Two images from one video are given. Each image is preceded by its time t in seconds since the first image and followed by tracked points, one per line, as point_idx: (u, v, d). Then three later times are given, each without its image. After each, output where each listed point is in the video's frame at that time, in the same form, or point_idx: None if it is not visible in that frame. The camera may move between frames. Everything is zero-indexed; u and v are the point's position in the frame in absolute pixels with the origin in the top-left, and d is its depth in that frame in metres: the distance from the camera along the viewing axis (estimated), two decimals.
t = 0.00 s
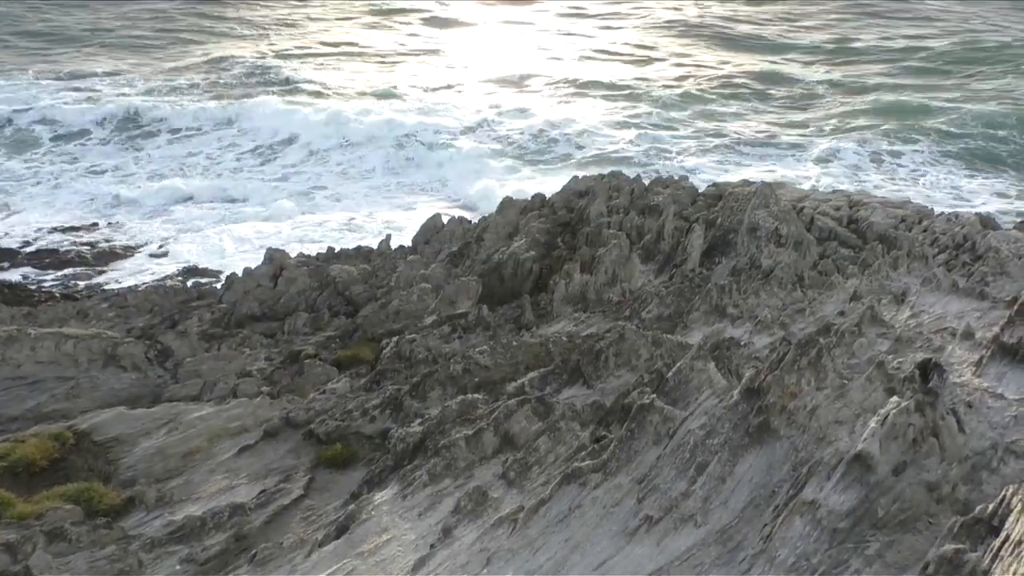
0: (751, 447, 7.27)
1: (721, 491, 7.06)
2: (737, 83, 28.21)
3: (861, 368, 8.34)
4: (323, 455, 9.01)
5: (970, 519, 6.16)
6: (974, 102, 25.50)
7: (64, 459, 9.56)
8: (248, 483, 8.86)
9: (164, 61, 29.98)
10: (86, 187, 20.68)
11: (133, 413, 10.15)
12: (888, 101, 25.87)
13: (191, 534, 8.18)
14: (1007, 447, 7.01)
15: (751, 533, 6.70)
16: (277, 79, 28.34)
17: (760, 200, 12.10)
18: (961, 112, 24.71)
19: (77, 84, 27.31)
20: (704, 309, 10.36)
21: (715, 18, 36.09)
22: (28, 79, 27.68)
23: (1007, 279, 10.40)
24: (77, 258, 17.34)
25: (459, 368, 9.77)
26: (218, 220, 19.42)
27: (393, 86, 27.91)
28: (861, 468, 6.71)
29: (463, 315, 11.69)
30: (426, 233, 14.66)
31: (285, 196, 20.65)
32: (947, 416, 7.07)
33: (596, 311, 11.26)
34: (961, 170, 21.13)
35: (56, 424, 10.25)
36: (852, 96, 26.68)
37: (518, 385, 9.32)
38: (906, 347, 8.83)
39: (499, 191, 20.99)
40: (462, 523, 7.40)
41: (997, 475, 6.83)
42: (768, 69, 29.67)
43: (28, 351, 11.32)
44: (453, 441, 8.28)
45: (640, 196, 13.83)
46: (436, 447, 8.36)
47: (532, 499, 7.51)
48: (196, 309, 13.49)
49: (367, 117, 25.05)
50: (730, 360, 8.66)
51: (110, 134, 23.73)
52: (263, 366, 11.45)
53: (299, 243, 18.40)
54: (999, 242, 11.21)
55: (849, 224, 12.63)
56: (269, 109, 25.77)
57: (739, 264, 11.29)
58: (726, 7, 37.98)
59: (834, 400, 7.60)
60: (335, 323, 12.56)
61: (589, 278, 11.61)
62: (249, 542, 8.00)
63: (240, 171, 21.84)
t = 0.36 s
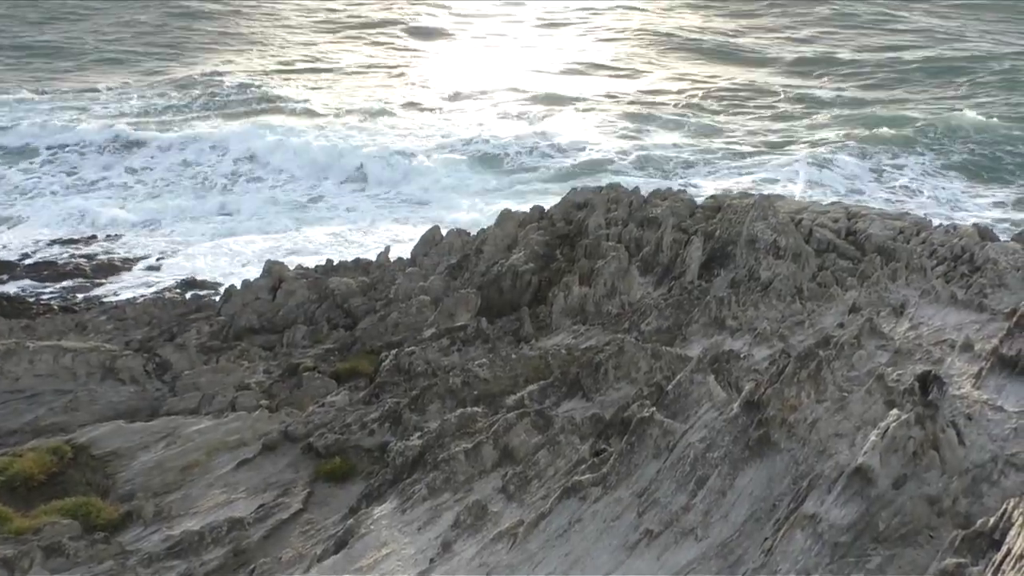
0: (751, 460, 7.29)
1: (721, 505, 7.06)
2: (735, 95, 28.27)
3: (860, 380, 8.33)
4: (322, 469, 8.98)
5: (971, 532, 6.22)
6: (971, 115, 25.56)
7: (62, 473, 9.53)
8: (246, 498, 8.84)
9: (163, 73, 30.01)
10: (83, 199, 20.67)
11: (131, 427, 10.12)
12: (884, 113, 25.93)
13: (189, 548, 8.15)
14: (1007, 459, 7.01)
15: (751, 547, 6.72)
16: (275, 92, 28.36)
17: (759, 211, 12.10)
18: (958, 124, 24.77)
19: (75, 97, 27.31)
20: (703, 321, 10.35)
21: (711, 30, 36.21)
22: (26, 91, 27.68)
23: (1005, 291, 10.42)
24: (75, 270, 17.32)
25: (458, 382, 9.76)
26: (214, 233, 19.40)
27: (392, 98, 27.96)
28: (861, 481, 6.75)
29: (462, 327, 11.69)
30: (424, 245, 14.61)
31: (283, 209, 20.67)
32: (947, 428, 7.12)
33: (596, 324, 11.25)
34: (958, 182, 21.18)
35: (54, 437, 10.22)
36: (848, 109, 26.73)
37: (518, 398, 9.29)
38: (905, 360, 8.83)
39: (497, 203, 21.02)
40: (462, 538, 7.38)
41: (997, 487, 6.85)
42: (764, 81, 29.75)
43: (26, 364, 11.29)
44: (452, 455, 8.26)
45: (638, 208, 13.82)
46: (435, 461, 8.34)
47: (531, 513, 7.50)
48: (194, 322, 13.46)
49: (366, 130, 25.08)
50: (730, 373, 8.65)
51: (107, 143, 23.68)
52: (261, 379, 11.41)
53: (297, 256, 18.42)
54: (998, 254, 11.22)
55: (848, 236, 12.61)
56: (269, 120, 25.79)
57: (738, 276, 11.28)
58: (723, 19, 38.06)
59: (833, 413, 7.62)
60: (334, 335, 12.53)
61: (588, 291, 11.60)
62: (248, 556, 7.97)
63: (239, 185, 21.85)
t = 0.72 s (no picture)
0: (751, 473, 7.28)
1: (720, 519, 7.07)
2: (734, 108, 28.31)
3: (859, 393, 8.32)
4: (321, 483, 8.97)
5: (971, 546, 6.26)
6: (970, 128, 25.59)
7: (59, 488, 9.49)
8: (244, 513, 8.80)
9: (163, 85, 30.08)
10: (80, 212, 20.67)
11: (129, 441, 10.09)
12: (884, 126, 26.00)
13: (186, 564, 8.10)
14: (1007, 472, 7.04)
15: (751, 562, 6.73)
16: (275, 105, 28.41)
17: (757, 224, 12.11)
18: (956, 137, 24.82)
19: (75, 110, 27.34)
20: (702, 334, 10.35)
21: (711, 43, 36.34)
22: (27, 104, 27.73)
23: (1004, 303, 10.43)
24: (74, 283, 17.34)
25: (457, 396, 9.74)
26: (212, 245, 19.40)
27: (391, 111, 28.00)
28: (861, 494, 6.77)
29: (461, 340, 11.68)
30: (423, 258, 14.57)
31: (282, 222, 20.70)
32: (947, 441, 7.10)
33: (594, 336, 11.23)
34: (957, 193, 21.23)
35: (51, 452, 10.18)
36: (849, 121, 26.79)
37: (517, 412, 9.27)
38: (904, 372, 8.82)
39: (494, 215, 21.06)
40: (460, 553, 7.36)
41: (997, 501, 6.84)
42: (763, 93, 29.81)
43: (24, 379, 11.30)
44: (451, 469, 8.24)
45: (636, 221, 13.79)
46: (433, 476, 8.32)
47: (530, 527, 7.48)
48: (193, 335, 13.46)
49: (364, 144, 25.11)
50: (730, 386, 8.63)
51: (105, 152, 23.68)
52: (259, 393, 11.37)
53: (296, 268, 18.43)
54: (997, 265, 11.22)
55: (846, 248, 12.57)
56: (267, 133, 25.83)
57: (736, 288, 11.26)
58: (721, 32, 38.15)
59: (832, 427, 7.64)
60: (333, 348, 12.50)
61: (586, 303, 11.61)
62: (245, 572, 7.93)
63: (237, 199, 21.88)
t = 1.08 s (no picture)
0: (749, 488, 7.38)
1: (719, 533, 7.14)
2: (733, 121, 28.35)
3: (857, 407, 8.34)
4: (318, 496, 8.95)
5: (970, 561, 6.29)
6: (968, 142, 25.63)
7: (56, 501, 9.46)
8: (242, 526, 8.77)
9: (163, 97, 30.11)
10: (79, 224, 20.66)
11: (127, 454, 10.08)
12: (881, 140, 26.10)
13: None
14: (1005, 486, 7.00)
15: None
16: (273, 117, 28.47)
17: (755, 237, 12.14)
18: (954, 151, 24.92)
19: (73, 122, 27.36)
20: (700, 347, 10.35)
21: (709, 56, 36.50)
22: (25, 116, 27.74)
23: (1002, 317, 10.45)
24: (72, 294, 17.34)
25: (456, 408, 9.74)
26: (211, 257, 19.40)
27: (389, 123, 28.01)
28: (859, 509, 6.85)
29: (459, 352, 11.69)
30: (422, 269, 14.52)
31: (282, 235, 20.73)
32: (946, 454, 7.22)
33: (592, 349, 11.23)
34: (957, 206, 21.30)
35: (48, 465, 10.16)
36: (847, 134, 26.89)
37: (515, 425, 9.28)
38: (903, 386, 8.82)
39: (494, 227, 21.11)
40: (458, 567, 7.36)
41: (996, 514, 6.83)
42: (761, 107, 29.90)
43: (21, 392, 11.27)
44: (449, 482, 8.23)
45: (635, 233, 13.78)
46: (432, 489, 8.30)
47: (529, 541, 7.49)
48: (191, 347, 13.46)
49: (363, 156, 25.11)
50: (727, 401, 8.64)
51: (105, 163, 23.68)
52: (257, 405, 11.36)
53: (294, 280, 18.44)
54: (994, 279, 11.25)
55: (844, 261, 12.58)
56: (266, 145, 25.84)
57: (735, 301, 11.27)
58: (720, 45, 38.24)
59: (830, 441, 7.69)
60: (331, 360, 12.48)
61: (585, 316, 11.61)
62: None
63: (236, 211, 21.87)
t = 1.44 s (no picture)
0: (748, 501, 7.39)
1: (718, 547, 7.13)
2: (736, 134, 28.38)
3: (857, 419, 8.34)
4: (316, 509, 8.91)
5: None
6: (967, 155, 25.68)
7: (53, 513, 9.42)
8: (239, 539, 8.74)
9: (163, 109, 30.18)
10: (79, 235, 20.66)
11: (124, 466, 10.05)
12: (881, 152, 26.17)
13: None
14: (1006, 499, 7.03)
15: None
16: (273, 129, 28.51)
17: (753, 249, 12.16)
18: (953, 163, 24.98)
19: (72, 134, 27.40)
20: (699, 359, 10.35)
21: (708, 69, 36.61)
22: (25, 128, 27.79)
23: (1000, 329, 10.45)
24: (71, 305, 17.33)
25: (454, 421, 9.72)
26: (212, 268, 19.40)
27: (390, 135, 28.07)
28: (858, 523, 6.87)
29: (458, 364, 11.68)
30: (420, 280, 14.46)
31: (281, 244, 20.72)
32: (945, 467, 7.16)
33: (591, 362, 11.21)
34: (958, 217, 21.36)
35: (45, 478, 10.13)
36: (847, 146, 26.95)
37: (514, 438, 9.26)
38: (902, 399, 8.79)
39: (495, 236, 21.19)
40: None
41: (996, 528, 6.84)
42: (760, 119, 29.97)
43: (19, 404, 11.26)
44: (447, 495, 8.19)
45: (634, 245, 13.77)
46: (430, 502, 8.28)
47: (528, 555, 7.48)
48: (189, 358, 13.44)
49: (363, 168, 25.16)
50: (726, 413, 8.61)
51: (107, 179, 23.73)
52: (256, 417, 11.32)
53: (293, 291, 18.46)
54: (993, 291, 11.24)
55: (843, 273, 12.57)
56: (267, 157, 25.87)
57: (733, 313, 11.25)
58: (720, 58, 38.33)
59: (830, 453, 7.71)
60: (329, 372, 12.43)
61: (584, 328, 11.59)
62: None
63: (237, 217, 21.79)
